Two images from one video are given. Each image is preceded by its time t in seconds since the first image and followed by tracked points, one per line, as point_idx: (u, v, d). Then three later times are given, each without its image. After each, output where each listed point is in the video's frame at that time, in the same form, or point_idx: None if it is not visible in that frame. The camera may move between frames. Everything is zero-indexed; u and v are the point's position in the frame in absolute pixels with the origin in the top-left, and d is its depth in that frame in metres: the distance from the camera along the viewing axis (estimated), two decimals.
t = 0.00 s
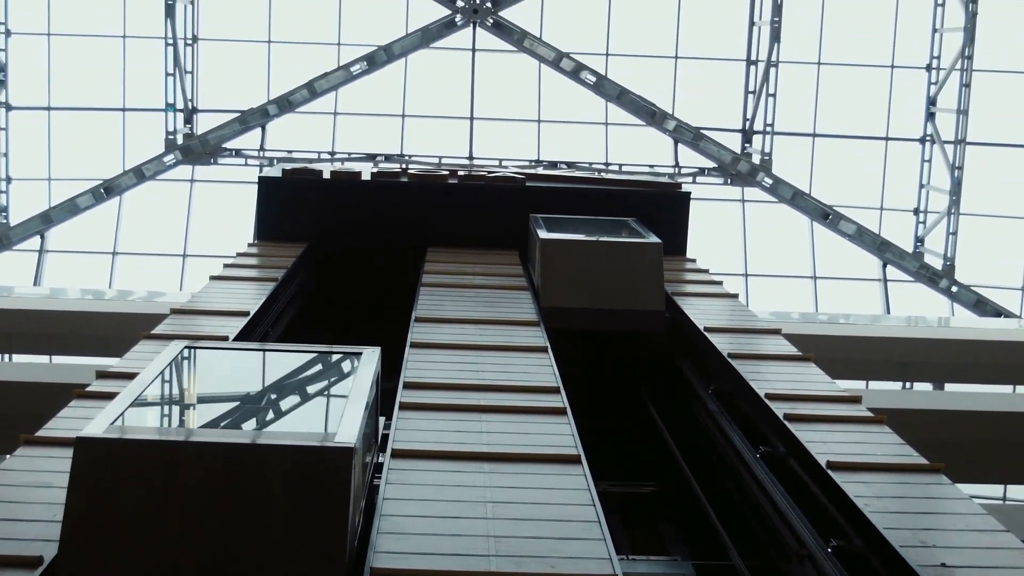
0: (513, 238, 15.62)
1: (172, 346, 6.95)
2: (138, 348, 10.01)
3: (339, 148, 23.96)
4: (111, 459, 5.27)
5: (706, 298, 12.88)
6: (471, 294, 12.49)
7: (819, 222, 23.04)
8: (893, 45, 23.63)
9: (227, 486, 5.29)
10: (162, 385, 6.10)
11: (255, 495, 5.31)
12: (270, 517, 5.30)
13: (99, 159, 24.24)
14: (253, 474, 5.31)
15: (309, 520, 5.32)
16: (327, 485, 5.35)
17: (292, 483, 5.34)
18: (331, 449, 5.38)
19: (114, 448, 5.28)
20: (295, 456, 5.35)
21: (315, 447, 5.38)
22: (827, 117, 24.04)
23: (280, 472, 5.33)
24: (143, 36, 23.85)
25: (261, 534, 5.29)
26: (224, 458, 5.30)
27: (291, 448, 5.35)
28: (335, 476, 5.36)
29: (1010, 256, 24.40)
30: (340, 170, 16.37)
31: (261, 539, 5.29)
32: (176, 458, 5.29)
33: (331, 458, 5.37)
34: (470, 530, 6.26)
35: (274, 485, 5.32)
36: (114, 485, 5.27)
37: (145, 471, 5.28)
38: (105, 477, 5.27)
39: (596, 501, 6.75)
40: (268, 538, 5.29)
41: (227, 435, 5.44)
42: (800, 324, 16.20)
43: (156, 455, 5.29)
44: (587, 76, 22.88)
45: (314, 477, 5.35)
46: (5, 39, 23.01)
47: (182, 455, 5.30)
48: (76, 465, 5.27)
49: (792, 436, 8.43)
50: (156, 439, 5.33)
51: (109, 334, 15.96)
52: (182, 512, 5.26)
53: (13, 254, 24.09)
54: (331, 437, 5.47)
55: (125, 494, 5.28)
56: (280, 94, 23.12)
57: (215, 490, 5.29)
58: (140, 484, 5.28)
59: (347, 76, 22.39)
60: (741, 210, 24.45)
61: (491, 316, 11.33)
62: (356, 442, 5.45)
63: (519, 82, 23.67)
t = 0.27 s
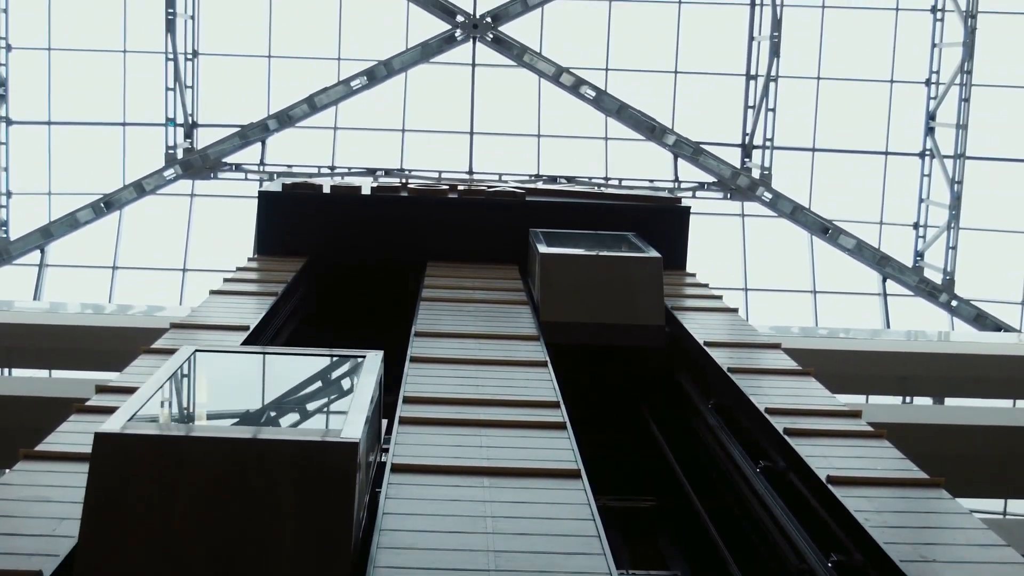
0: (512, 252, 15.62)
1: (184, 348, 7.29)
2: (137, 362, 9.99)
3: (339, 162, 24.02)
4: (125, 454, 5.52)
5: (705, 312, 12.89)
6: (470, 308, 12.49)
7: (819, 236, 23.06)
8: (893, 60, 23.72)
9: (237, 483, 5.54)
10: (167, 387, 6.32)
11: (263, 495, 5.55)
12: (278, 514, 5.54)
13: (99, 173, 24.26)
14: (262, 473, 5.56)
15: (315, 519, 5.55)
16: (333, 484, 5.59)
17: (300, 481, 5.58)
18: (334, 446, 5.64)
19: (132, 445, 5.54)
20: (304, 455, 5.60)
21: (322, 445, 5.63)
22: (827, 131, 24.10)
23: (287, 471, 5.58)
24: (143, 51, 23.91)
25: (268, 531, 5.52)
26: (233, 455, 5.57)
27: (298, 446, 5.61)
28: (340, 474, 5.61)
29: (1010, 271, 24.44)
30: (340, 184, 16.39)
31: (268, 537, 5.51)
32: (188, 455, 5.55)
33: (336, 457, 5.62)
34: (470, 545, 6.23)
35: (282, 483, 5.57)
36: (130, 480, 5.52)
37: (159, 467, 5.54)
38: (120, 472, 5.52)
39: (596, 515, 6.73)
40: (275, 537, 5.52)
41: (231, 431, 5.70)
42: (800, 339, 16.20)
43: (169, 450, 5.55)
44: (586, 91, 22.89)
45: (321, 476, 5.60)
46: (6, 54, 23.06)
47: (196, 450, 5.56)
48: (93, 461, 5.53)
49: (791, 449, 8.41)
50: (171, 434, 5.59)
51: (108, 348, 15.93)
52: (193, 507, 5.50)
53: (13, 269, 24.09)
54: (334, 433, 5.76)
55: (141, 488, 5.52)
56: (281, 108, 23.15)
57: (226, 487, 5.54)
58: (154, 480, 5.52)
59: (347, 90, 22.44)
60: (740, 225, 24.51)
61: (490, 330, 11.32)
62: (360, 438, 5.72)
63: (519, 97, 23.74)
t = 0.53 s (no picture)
0: (512, 264, 15.61)
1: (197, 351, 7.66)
2: (137, 374, 9.97)
3: (339, 173, 24.08)
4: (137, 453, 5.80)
5: (705, 323, 12.87)
6: (470, 319, 12.47)
7: (819, 247, 23.08)
8: (893, 72, 23.78)
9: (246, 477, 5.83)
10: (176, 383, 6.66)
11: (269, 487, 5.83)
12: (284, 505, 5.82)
13: (99, 185, 24.28)
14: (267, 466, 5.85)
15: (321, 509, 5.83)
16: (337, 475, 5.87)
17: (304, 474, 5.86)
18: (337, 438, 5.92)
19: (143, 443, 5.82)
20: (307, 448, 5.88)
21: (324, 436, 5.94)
22: (826, 143, 24.14)
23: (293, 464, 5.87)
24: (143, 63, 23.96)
25: (277, 523, 5.80)
26: (247, 449, 5.85)
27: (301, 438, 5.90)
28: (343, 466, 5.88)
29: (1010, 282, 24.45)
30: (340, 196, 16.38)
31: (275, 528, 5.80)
32: (197, 450, 5.83)
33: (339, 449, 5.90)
34: (469, 556, 6.21)
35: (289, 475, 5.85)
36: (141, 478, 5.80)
37: (170, 464, 5.83)
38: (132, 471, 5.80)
39: (596, 526, 6.70)
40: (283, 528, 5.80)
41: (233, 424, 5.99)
42: (800, 350, 16.19)
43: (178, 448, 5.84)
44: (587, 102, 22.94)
45: (324, 468, 5.88)
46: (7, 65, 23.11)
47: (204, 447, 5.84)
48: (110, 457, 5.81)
49: (792, 461, 8.38)
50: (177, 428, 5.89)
51: (108, 360, 15.91)
52: (203, 500, 5.78)
53: (13, 280, 24.09)
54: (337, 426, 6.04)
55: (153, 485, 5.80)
56: (281, 120, 23.18)
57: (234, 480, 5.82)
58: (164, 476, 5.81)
59: (347, 102, 22.47)
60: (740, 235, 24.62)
61: (490, 341, 11.31)
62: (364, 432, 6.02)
63: (519, 108, 23.78)
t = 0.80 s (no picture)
0: (512, 272, 15.62)
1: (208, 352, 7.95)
2: (137, 382, 9.94)
3: (339, 182, 24.09)
4: (149, 450, 6.11)
5: (705, 332, 12.88)
6: (470, 328, 12.46)
7: (818, 256, 23.09)
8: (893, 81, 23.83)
9: (253, 470, 6.12)
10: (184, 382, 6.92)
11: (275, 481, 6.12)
12: (291, 499, 6.12)
13: (98, 193, 24.28)
14: (273, 461, 6.14)
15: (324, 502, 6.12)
16: (340, 469, 6.15)
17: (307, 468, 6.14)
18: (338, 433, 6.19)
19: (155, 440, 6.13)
20: (310, 443, 6.15)
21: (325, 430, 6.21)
22: (826, 152, 24.18)
23: (296, 459, 6.14)
24: (143, 72, 23.97)
25: (284, 517, 6.10)
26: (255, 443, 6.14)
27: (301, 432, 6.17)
28: (345, 459, 6.16)
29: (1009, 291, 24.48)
30: (340, 204, 16.38)
31: (284, 521, 6.10)
32: (205, 447, 6.13)
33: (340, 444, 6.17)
34: (469, 565, 6.20)
35: (292, 470, 6.14)
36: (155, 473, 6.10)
37: (182, 460, 6.13)
38: (147, 466, 6.10)
39: (595, 535, 6.69)
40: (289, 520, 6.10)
41: (236, 419, 6.29)
42: (800, 359, 16.19)
43: (189, 444, 6.14)
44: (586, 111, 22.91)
45: (326, 462, 6.16)
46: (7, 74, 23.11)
47: (213, 443, 6.15)
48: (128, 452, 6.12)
49: (792, 470, 8.37)
50: (187, 424, 6.18)
51: (108, 369, 15.89)
52: (213, 495, 6.08)
53: (13, 289, 24.08)
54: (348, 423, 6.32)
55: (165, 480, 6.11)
56: (281, 129, 23.20)
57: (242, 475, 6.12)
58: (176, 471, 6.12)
59: (347, 111, 22.49)
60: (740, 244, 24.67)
61: (490, 350, 11.29)
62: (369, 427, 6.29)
63: (519, 117, 23.83)
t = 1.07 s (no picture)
0: (512, 282, 15.62)
1: (223, 352, 8.30)
2: (137, 392, 9.93)
3: (339, 192, 24.11)
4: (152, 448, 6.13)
5: (704, 341, 12.89)
6: (470, 338, 12.46)
7: (818, 266, 23.10)
8: (893, 91, 23.88)
9: (256, 468, 6.15)
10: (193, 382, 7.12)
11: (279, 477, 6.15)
12: (294, 497, 6.14)
13: (99, 202, 24.29)
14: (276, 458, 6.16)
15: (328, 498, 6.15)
16: (343, 465, 6.17)
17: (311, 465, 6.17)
18: (341, 428, 6.22)
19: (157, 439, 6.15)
20: (313, 440, 6.19)
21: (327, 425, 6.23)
22: (826, 161, 24.22)
23: (299, 455, 6.17)
24: (143, 81, 23.99)
25: (289, 513, 6.14)
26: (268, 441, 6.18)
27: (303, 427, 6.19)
28: (347, 456, 6.18)
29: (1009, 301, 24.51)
30: (340, 214, 16.39)
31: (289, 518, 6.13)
32: (209, 445, 6.16)
33: (343, 440, 6.20)
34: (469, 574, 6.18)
35: (296, 467, 6.16)
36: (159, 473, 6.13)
37: (186, 458, 6.15)
38: (151, 465, 6.12)
39: (595, 544, 6.68)
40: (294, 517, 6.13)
41: (238, 414, 6.33)
42: (800, 368, 16.19)
43: (192, 443, 6.16)
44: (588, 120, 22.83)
45: (329, 458, 6.19)
46: (8, 83, 23.13)
47: (216, 441, 6.17)
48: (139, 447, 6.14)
49: (792, 479, 8.37)
50: (189, 419, 6.22)
51: (108, 378, 15.87)
52: (218, 492, 6.12)
53: (13, 298, 24.07)
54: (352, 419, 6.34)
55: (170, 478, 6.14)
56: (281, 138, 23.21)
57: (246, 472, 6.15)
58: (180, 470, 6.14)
59: (347, 121, 22.49)
60: (740, 253, 24.68)
61: (491, 360, 11.29)
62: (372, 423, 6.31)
63: (519, 127, 23.86)
